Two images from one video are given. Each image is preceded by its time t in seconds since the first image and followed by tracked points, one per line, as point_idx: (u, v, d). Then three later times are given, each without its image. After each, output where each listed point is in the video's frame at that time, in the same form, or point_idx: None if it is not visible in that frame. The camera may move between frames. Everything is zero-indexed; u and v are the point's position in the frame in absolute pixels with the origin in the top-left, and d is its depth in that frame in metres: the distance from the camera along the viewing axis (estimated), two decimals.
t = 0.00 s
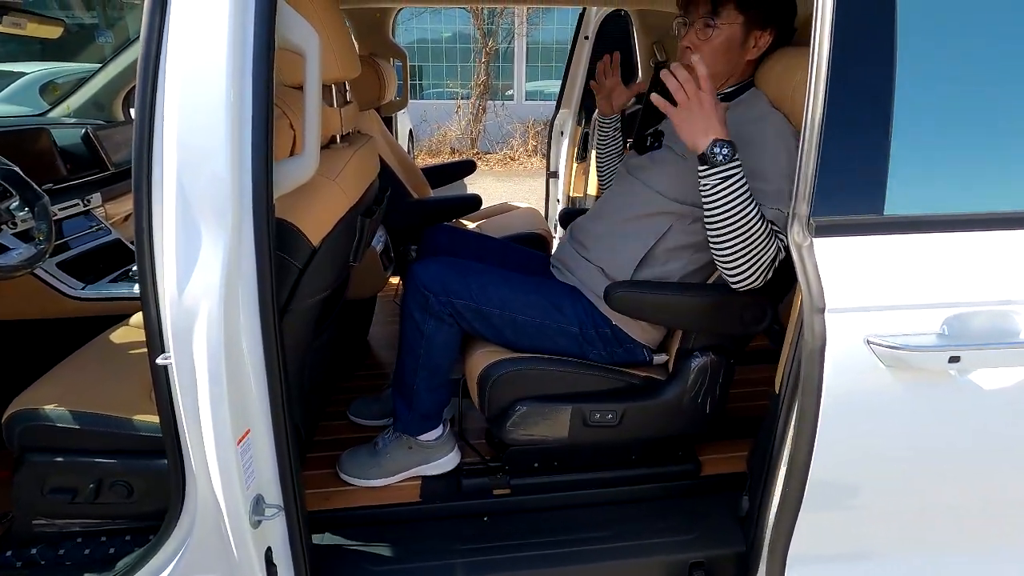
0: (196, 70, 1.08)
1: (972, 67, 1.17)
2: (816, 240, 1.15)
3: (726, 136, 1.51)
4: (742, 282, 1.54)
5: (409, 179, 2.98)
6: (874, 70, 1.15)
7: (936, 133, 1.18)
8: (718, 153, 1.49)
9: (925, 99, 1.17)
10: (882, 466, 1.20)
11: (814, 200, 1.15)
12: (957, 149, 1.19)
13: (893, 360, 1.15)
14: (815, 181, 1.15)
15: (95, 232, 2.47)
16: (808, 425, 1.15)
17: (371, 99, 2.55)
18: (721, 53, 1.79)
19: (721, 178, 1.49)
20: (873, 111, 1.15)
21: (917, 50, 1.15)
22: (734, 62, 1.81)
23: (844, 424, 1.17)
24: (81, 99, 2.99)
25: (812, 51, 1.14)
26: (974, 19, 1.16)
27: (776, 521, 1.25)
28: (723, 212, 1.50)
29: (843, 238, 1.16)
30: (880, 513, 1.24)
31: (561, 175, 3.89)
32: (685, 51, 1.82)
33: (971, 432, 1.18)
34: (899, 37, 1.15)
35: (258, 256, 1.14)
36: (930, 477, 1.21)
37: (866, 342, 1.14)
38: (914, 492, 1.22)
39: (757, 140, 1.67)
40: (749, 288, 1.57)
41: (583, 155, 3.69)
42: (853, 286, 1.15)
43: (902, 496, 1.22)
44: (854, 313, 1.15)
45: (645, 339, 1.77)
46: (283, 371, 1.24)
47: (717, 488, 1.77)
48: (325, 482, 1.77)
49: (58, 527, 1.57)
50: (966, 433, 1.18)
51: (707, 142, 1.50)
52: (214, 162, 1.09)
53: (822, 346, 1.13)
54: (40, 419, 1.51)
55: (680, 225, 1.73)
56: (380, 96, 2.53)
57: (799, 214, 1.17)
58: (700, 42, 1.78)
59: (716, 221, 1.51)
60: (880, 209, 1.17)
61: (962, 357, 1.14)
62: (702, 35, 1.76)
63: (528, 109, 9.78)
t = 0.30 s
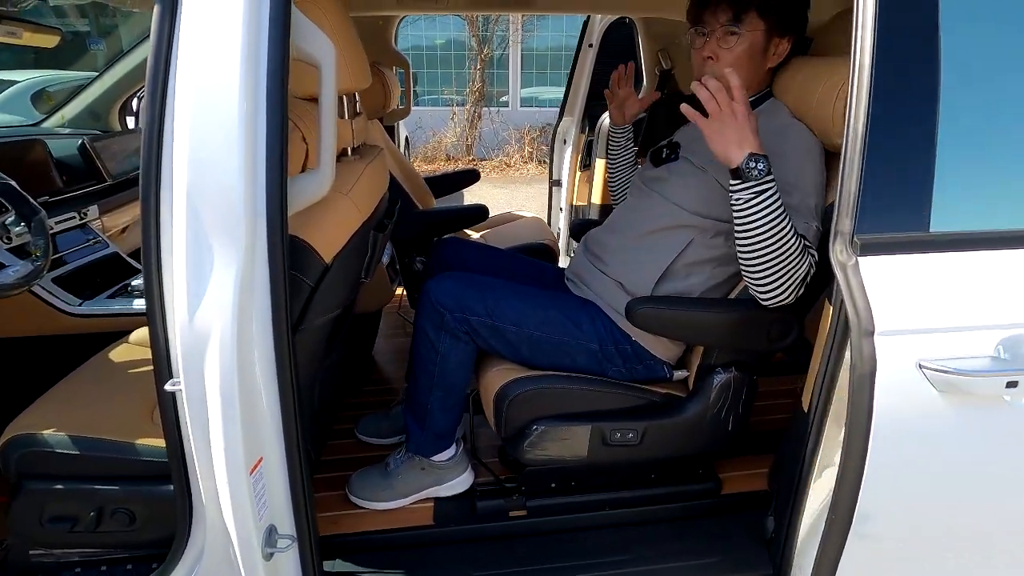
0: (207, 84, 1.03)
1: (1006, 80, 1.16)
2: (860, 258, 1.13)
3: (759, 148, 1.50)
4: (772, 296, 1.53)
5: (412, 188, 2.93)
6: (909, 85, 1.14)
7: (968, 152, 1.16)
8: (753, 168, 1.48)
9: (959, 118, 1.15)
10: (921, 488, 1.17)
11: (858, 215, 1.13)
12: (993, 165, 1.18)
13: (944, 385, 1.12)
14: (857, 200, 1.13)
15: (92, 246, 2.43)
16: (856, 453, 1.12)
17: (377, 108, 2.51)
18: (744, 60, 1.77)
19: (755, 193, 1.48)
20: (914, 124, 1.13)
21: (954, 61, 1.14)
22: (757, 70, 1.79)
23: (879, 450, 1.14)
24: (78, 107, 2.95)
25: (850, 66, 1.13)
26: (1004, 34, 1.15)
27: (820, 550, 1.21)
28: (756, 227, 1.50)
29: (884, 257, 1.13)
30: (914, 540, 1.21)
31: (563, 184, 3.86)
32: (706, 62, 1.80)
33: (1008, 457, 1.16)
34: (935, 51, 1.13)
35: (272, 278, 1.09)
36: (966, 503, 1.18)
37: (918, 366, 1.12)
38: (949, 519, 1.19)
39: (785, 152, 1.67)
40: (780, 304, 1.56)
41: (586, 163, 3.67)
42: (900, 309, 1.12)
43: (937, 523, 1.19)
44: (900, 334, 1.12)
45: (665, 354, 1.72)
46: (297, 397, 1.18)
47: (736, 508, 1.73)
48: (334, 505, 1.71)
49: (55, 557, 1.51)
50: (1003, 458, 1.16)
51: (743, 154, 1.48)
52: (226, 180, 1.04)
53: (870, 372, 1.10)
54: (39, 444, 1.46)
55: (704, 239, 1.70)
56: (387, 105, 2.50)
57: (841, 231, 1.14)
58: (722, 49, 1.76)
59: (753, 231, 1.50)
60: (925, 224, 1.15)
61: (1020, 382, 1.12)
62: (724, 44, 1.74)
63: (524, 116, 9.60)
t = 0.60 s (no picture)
0: (229, 94, 1.01)
1: None
2: (897, 264, 1.18)
3: (769, 160, 1.51)
4: (790, 303, 1.55)
5: (415, 193, 2.90)
6: (938, 98, 1.17)
7: (987, 164, 1.21)
8: (764, 181, 1.50)
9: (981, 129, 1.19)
10: (946, 491, 1.21)
11: (893, 223, 1.18)
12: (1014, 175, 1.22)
13: (984, 392, 1.16)
14: (892, 205, 1.18)
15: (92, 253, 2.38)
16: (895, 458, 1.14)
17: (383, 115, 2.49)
18: (769, 64, 1.87)
19: (766, 207, 1.50)
20: (944, 140, 1.18)
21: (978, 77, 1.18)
22: (779, 75, 1.90)
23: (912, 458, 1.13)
24: (75, 113, 2.88)
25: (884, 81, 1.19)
26: None
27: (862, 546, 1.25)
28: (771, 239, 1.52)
29: (920, 264, 1.18)
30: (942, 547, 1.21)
31: (564, 189, 3.88)
32: (732, 68, 1.89)
33: None
34: (962, 68, 1.18)
35: (294, 291, 1.08)
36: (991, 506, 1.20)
37: (958, 373, 1.15)
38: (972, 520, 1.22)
39: (802, 160, 1.73)
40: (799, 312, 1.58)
41: (588, 167, 3.68)
42: (936, 319, 1.16)
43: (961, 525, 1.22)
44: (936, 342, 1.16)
45: (683, 362, 1.74)
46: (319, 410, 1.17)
47: (754, 515, 1.74)
48: (348, 517, 1.68)
49: None
50: None
51: (750, 168, 1.50)
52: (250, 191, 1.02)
53: (912, 379, 1.13)
54: (46, 460, 1.42)
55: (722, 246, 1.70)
56: (394, 111, 2.46)
57: (877, 238, 1.20)
58: (748, 55, 1.86)
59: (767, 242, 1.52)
60: (960, 233, 1.20)
61: None
62: (750, 49, 1.85)
63: (517, 120, 9.63)
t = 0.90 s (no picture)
0: (234, 97, 1.00)
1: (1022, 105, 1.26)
2: (915, 268, 1.22)
3: (771, 168, 1.50)
4: (797, 305, 1.55)
5: (414, 197, 2.88)
6: (943, 112, 1.23)
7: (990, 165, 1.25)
8: (767, 189, 1.48)
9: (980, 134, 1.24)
10: (954, 493, 1.22)
11: (912, 227, 1.23)
12: (1006, 180, 1.27)
13: (1007, 396, 1.19)
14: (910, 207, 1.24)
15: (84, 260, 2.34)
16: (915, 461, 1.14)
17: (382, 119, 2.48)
18: (776, 68, 1.87)
19: (770, 214, 1.49)
20: (953, 153, 1.23)
21: (975, 90, 1.24)
22: (785, 78, 1.90)
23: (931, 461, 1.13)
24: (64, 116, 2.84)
25: (899, 105, 1.26)
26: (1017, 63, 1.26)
27: (884, 554, 1.26)
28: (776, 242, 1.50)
29: (935, 267, 1.23)
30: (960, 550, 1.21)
31: (560, 192, 3.88)
32: (739, 72, 1.89)
33: None
34: (967, 73, 1.24)
35: (302, 298, 1.07)
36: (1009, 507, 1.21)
37: (981, 376, 1.19)
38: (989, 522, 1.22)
39: (807, 163, 1.73)
40: (809, 316, 1.58)
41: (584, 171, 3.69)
42: (957, 323, 1.20)
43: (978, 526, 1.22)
44: (957, 346, 1.19)
45: (691, 367, 1.74)
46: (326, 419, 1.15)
47: (763, 518, 1.74)
48: (354, 526, 1.66)
49: None
50: None
51: (753, 177, 1.49)
52: (257, 196, 1.01)
53: (935, 383, 1.16)
54: (40, 473, 1.39)
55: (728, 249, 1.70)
56: (392, 115, 2.40)
57: (895, 241, 1.25)
58: (756, 58, 1.86)
59: (771, 247, 1.51)
60: (978, 235, 1.26)
61: None
62: (758, 53, 1.85)
63: (508, 123, 9.63)
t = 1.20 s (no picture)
0: (229, 97, 0.98)
1: (1021, 104, 1.27)
2: (922, 267, 1.22)
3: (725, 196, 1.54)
4: (795, 307, 1.54)
5: (407, 199, 2.86)
6: (943, 110, 1.22)
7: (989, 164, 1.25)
8: (723, 217, 1.51)
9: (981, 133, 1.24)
10: (955, 490, 1.24)
11: (918, 226, 1.23)
12: (1006, 178, 1.27)
13: (1014, 394, 1.22)
14: (917, 206, 1.23)
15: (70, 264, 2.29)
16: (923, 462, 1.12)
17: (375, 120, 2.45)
18: (774, 68, 1.86)
19: (735, 238, 1.52)
20: (954, 149, 1.23)
21: (976, 87, 1.23)
22: (782, 78, 1.88)
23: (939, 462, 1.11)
24: (49, 120, 2.69)
25: (904, 103, 1.24)
26: (1014, 62, 1.27)
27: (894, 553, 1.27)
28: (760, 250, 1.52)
29: (940, 266, 1.23)
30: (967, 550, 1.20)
31: (554, 194, 3.88)
32: (736, 72, 1.87)
33: None
34: (969, 71, 1.23)
35: (299, 302, 1.04)
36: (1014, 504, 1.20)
37: (989, 376, 1.21)
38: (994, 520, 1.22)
39: (805, 162, 1.72)
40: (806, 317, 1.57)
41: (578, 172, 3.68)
42: (966, 323, 1.21)
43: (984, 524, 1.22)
44: (963, 347, 1.21)
45: (691, 368, 1.72)
46: (324, 426, 1.13)
47: (764, 519, 1.73)
48: (351, 534, 1.63)
49: None
50: None
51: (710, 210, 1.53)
52: (253, 197, 0.99)
53: (944, 383, 1.17)
54: (27, 485, 1.35)
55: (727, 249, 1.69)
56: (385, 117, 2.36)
57: (901, 241, 1.25)
58: (753, 58, 1.84)
59: (752, 255, 1.52)
60: (983, 232, 1.27)
61: None
62: (755, 52, 1.83)
63: (498, 126, 9.62)
